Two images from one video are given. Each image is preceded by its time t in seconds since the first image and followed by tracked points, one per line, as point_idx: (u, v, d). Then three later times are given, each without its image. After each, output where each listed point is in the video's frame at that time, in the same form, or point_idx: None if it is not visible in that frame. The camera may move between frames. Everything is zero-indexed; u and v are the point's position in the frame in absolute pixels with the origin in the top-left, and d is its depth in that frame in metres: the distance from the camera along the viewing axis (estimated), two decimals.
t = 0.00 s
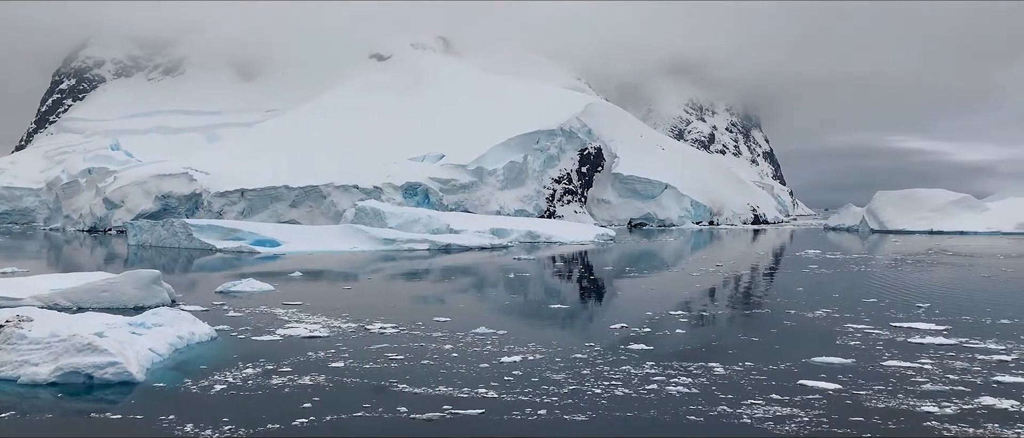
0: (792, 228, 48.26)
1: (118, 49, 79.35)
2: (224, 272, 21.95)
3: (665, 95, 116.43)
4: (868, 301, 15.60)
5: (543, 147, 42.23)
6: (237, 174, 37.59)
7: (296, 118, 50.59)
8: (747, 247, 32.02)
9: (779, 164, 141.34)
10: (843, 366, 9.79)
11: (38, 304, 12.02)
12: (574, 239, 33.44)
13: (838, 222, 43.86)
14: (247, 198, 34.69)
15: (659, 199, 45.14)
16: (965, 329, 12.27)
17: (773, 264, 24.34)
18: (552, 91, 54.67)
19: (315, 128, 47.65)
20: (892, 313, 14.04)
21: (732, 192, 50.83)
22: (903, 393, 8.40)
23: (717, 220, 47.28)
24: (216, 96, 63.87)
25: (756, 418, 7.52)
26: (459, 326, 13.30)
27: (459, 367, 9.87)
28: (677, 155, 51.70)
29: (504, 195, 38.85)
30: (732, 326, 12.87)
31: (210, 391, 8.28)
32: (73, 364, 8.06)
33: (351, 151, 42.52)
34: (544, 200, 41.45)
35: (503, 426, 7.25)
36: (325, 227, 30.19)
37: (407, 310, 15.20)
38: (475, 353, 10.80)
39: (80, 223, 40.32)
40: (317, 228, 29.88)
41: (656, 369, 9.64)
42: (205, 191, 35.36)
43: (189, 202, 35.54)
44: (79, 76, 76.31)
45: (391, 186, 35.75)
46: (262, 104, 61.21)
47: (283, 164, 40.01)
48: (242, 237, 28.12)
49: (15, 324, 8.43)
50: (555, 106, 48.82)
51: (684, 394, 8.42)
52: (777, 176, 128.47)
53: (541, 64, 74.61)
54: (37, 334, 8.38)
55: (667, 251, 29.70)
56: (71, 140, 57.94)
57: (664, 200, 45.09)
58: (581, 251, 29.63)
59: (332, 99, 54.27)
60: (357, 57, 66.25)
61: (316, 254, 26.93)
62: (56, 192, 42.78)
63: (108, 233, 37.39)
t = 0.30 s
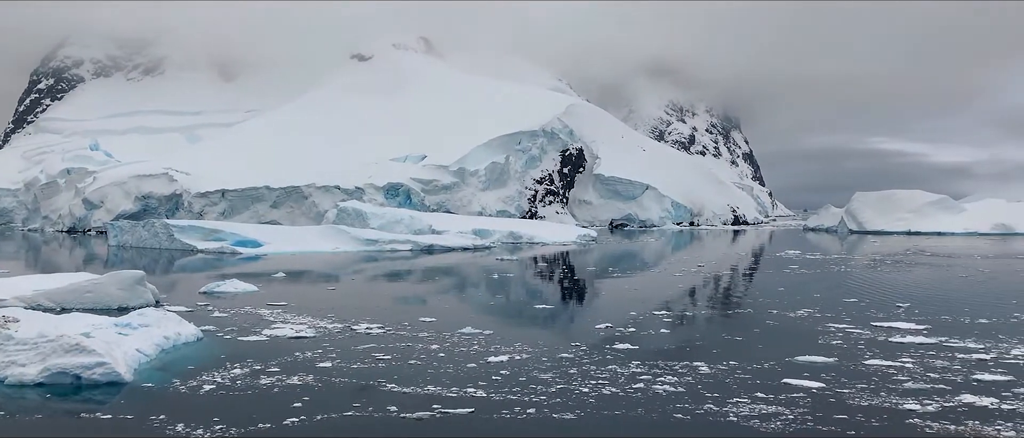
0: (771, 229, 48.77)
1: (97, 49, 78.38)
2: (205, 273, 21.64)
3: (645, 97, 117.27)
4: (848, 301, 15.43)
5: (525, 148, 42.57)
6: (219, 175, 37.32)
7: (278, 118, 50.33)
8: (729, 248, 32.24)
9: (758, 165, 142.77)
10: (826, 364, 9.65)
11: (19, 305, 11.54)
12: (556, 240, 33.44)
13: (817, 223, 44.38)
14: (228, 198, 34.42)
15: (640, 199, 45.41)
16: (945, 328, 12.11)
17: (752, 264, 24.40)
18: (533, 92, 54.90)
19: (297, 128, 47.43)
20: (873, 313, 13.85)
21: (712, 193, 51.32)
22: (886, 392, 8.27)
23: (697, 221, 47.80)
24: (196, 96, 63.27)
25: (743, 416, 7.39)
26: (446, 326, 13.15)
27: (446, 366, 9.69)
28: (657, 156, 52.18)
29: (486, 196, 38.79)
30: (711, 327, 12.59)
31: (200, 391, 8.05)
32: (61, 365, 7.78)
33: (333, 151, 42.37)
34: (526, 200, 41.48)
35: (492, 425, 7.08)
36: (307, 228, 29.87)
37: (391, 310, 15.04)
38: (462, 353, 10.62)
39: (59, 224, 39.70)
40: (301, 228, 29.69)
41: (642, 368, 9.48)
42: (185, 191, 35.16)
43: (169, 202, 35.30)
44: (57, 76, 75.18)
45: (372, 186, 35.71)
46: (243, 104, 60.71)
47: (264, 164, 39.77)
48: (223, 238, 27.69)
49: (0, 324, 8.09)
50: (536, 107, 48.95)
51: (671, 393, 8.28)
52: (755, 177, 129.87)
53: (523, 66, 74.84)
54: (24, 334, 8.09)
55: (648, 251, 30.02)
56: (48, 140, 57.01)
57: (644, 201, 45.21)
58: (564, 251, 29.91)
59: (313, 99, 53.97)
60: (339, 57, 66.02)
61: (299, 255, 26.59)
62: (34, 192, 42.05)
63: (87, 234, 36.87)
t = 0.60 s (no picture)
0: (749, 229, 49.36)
1: (74, 49, 77.29)
2: (185, 274, 21.31)
3: (625, 98, 118.09)
4: (828, 301, 15.23)
5: (506, 148, 42.07)
6: (198, 174, 36.98)
7: (258, 118, 49.96)
8: (709, 248, 32.52)
9: (736, 166, 144.32)
10: (807, 363, 9.57)
11: None
12: (537, 241, 33.50)
13: (795, 223, 45.05)
14: (207, 199, 33.98)
15: (620, 200, 45.80)
16: (924, 327, 12.03)
17: (731, 265, 24.18)
18: (515, 93, 55.06)
19: (276, 128, 47.15)
20: (853, 313, 13.69)
21: (692, 194, 51.83)
22: (868, 390, 8.21)
23: (677, 221, 48.36)
24: (175, 96, 62.64)
25: (728, 414, 7.31)
26: (432, 325, 12.97)
27: (432, 366, 9.53)
28: (637, 157, 52.67)
29: (467, 197, 38.57)
30: (687, 327, 12.36)
31: (187, 391, 7.85)
32: (46, 365, 7.58)
33: (314, 151, 42.16)
34: (507, 201, 41.40)
35: (482, 424, 6.94)
36: (288, 228, 29.54)
37: (374, 310, 14.82)
38: (448, 353, 10.46)
39: (36, 224, 39.01)
40: (284, 228, 29.42)
41: (627, 368, 9.38)
42: (164, 192, 34.77)
43: (148, 202, 34.74)
44: (33, 75, 73.96)
45: (353, 187, 35.54)
46: (223, 104, 60.17)
47: (243, 164, 39.39)
48: (203, 238, 27.35)
49: None
50: (519, 108, 48.90)
51: (656, 392, 8.19)
52: (734, 178, 131.26)
53: (504, 66, 75.01)
54: (7, 336, 7.78)
55: (629, 251, 30.30)
56: (24, 139, 56.01)
57: (625, 201, 45.74)
58: (545, 251, 29.95)
59: (293, 99, 53.65)
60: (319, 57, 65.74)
61: (280, 256, 26.27)
62: (9, 192, 41.27)
63: (64, 235, 36.33)
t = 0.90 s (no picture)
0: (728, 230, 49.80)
1: (50, 47, 76.14)
2: (162, 275, 20.92)
3: (605, 99, 118.86)
4: (807, 301, 15.01)
5: (486, 149, 42.27)
6: (176, 174, 36.54)
7: (237, 117, 49.56)
8: (688, 248, 32.66)
9: (714, 167, 145.76)
10: (788, 362, 9.39)
11: None
12: (518, 241, 33.38)
13: (774, 224, 45.71)
14: (186, 199, 33.47)
15: (600, 201, 45.94)
16: (900, 326, 11.76)
17: (706, 265, 23.94)
18: (496, 94, 55.11)
19: (256, 128, 46.80)
20: (832, 313, 13.39)
21: (670, 194, 52.43)
22: (850, 388, 8.01)
23: (656, 222, 48.77)
24: (152, 96, 61.82)
25: (712, 412, 7.11)
26: (418, 325, 12.75)
27: (418, 366, 9.31)
28: (617, 158, 52.99)
29: (446, 198, 38.27)
30: (662, 328, 12.06)
31: (173, 391, 7.66)
32: (30, 366, 7.43)
33: (293, 151, 41.86)
34: (487, 202, 41.33)
35: (469, 422, 6.75)
36: (267, 228, 29.02)
37: (356, 310, 14.54)
38: (433, 353, 10.25)
39: (10, 225, 38.27)
40: (264, 229, 28.96)
41: (611, 367, 9.20)
42: (143, 192, 34.26)
43: (126, 202, 34.28)
44: (8, 74, 72.79)
45: (332, 187, 34.80)
46: (202, 104, 59.58)
47: (221, 163, 38.94)
48: (182, 239, 26.86)
49: None
50: (500, 109, 48.84)
51: (641, 390, 7.99)
52: (712, 179, 132.54)
53: (485, 68, 75.18)
54: None
55: (608, 251, 30.19)
56: None
57: (605, 202, 45.87)
58: (525, 251, 29.78)
59: (272, 99, 53.28)
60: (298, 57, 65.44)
61: (260, 256, 25.82)
62: None
63: (41, 235, 35.76)
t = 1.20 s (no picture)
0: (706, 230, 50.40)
1: (22, 46, 74.81)
2: (141, 275, 20.59)
3: (584, 100, 119.59)
4: (786, 301, 15.15)
5: (465, 149, 42.23)
6: (153, 174, 36.04)
7: (214, 117, 49.02)
8: (667, 248, 32.95)
9: (692, 167, 147.31)
10: (769, 361, 9.48)
11: None
12: (498, 241, 33.40)
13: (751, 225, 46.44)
14: (163, 199, 32.99)
15: (580, 201, 46.17)
16: (879, 326, 11.90)
17: (684, 265, 23.92)
18: (477, 95, 55.15)
19: (233, 128, 46.38)
20: (810, 313, 13.51)
21: (649, 195, 52.96)
22: (829, 386, 8.11)
23: (635, 222, 49.23)
24: (126, 95, 60.88)
25: (696, 410, 7.18)
26: (402, 325, 12.69)
27: (403, 365, 9.30)
28: (596, 159, 53.40)
29: (426, 198, 37.91)
30: (643, 328, 12.07)
31: (161, 391, 7.67)
32: (15, 366, 7.44)
33: (272, 151, 41.51)
34: (467, 202, 41.12)
35: (457, 421, 6.79)
36: (247, 228, 28.74)
37: (338, 310, 14.44)
38: (418, 352, 10.22)
39: None
40: (244, 229, 28.69)
41: (595, 366, 9.24)
42: (120, 192, 33.63)
43: (103, 202, 33.36)
44: None
45: (311, 187, 34.68)
46: (179, 103, 58.87)
47: (198, 163, 38.50)
48: (161, 239, 26.50)
49: None
50: (481, 111, 48.90)
51: (626, 389, 8.05)
52: (690, 179, 133.94)
53: (464, 69, 75.28)
54: None
55: (587, 251, 30.25)
56: None
57: (585, 202, 46.16)
58: (505, 251, 29.73)
59: (250, 99, 52.87)
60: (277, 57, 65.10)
61: (240, 256, 25.57)
62: None
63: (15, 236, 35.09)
